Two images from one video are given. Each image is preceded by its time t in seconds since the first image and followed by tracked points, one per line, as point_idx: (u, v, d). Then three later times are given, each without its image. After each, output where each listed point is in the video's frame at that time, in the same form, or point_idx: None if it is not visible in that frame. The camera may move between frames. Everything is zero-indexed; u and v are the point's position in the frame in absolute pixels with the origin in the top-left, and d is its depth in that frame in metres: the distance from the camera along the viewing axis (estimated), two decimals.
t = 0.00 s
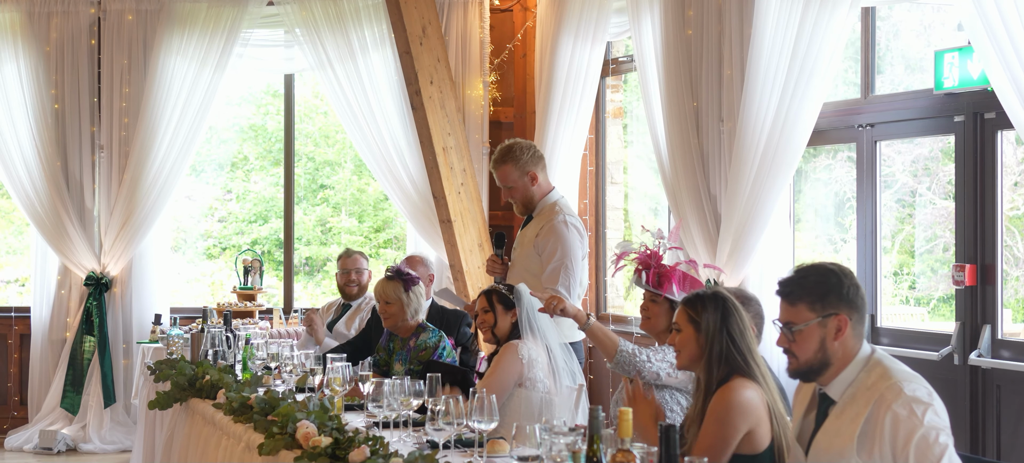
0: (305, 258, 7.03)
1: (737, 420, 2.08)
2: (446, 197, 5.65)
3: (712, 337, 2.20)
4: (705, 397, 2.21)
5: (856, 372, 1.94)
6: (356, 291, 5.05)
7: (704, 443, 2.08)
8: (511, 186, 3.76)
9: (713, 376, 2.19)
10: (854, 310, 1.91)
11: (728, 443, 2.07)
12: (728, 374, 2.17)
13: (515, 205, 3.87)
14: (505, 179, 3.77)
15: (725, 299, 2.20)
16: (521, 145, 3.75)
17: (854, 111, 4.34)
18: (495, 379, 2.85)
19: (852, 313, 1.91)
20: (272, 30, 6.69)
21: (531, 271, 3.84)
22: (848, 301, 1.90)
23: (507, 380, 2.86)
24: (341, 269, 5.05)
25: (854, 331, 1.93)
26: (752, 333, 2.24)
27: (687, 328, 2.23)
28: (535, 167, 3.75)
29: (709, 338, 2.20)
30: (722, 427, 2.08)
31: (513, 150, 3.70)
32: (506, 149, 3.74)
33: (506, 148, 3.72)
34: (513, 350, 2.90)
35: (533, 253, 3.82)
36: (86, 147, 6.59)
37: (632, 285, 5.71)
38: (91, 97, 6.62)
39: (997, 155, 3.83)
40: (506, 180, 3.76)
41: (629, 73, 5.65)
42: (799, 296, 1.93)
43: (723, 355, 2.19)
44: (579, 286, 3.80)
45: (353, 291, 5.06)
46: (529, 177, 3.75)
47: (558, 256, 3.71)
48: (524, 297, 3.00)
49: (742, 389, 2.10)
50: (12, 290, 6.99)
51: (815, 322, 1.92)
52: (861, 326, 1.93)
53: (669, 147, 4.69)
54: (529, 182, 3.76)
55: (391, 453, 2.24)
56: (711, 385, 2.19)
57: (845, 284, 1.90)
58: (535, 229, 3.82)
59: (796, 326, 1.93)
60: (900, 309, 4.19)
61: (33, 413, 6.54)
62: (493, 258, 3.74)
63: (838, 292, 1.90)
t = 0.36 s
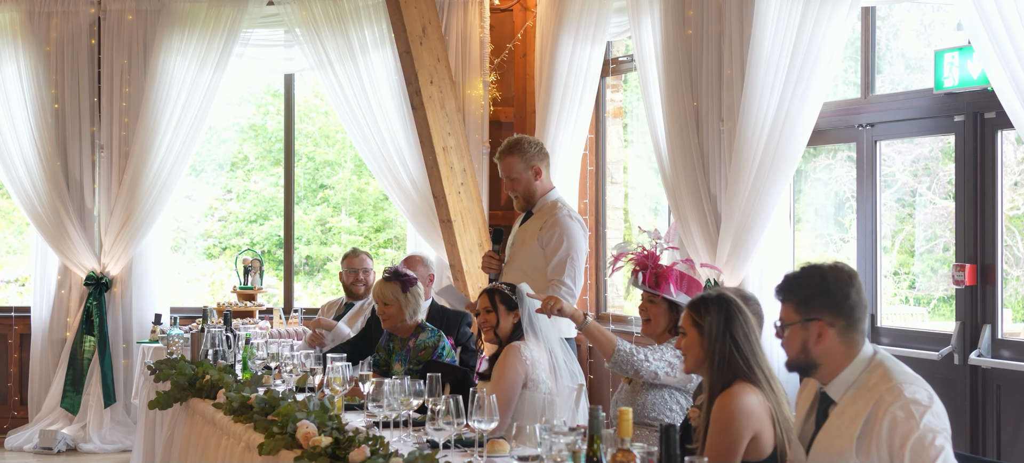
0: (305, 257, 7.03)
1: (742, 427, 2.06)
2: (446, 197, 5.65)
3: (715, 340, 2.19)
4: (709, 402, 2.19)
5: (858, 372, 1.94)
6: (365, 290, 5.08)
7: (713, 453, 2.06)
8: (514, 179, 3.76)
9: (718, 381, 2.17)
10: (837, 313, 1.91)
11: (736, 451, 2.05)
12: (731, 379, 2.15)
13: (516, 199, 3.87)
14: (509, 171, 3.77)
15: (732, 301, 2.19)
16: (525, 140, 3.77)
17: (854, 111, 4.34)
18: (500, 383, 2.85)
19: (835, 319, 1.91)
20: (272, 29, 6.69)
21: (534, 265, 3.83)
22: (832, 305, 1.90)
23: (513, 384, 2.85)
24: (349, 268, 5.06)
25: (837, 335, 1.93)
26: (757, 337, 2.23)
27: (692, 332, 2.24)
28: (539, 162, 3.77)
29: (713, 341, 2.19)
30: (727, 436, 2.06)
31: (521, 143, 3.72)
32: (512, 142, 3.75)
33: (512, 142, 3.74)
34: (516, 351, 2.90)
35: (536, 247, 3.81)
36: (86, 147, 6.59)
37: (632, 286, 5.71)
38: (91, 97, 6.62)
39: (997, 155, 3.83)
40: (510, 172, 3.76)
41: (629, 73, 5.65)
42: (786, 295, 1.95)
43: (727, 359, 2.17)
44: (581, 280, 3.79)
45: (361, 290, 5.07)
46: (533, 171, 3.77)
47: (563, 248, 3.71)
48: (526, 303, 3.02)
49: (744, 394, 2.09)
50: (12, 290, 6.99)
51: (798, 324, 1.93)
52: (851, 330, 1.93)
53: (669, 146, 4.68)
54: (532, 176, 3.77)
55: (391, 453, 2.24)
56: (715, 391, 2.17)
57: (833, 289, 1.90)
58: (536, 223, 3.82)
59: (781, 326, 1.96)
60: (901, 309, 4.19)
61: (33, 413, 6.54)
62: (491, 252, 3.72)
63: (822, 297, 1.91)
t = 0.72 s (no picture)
0: (305, 257, 7.04)
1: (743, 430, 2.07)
2: (446, 197, 5.65)
3: (736, 339, 2.17)
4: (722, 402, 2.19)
5: (857, 372, 1.95)
6: (360, 292, 5.07)
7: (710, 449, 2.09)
8: (504, 175, 3.77)
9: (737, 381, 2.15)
10: (819, 320, 1.92)
11: (733, 452, 2.07)
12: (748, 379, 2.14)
13: (505, 197, 3.87)
14: (498, 169, 3.78)
15: (756, 301, 2.18)
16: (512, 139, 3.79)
17: (854, 111, 4.34)
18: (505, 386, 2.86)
19: (817, 325, 1.93)
20: (272, 29, 6.70)
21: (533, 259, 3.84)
22: (814, 312, 1.92)
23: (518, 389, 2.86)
24: (344, 270, 5.05)
25: (820, 340, 1.94)
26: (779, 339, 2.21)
27: (713, 331, 2.21)
28: (528, 159, 3.78)
29: (734, 341, 2.17)
30: (727, 435, 2.08)
31: (509, 142, 3.73)
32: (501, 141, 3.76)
33: (501, 141, 3.75)
34: (521, 357, 2.90)
35: (535, 240, 3.83)
36: (87, 147, 6.59)
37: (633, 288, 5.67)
38: (91, 97, 6.62)
39: (997, 155, 3.83)
40: (500, 169, 3.77)
41: (629, 73, 5.65)
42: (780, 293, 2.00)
43: (746, 359, 2.16)
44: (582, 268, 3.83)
45: (357, 291, 5.07)
46: (523, 167, 3.78)
47: (563, 241, 3.75)
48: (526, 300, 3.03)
49: (753, 396, 2.09)
50: (12, 290, 6.99)
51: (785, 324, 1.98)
52: (836, 337, 1.93)
53: (669, 146, 4.68)
54: (522, 172, 3.79)
55: (391, 453, 2.24)
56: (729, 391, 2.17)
57: (817, 295, 1.91)
58: (532, 219, 3.84)
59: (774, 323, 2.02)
60: (901, 308, 4.19)
61: (33, 413, 6.54)
62: (485, 253, 3.73)
63: (806, 302, 1.93)
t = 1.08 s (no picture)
0: (305, 257, 7.04)
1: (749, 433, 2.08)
2: (446, 197, 5.65)
3: (751, 342, 2.16)
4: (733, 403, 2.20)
5: (846, 374, 1.94)
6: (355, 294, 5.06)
7: (716, 448, 2.10)
8: (493, 175, 3.78)
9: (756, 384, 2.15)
10: (806, 325, 1.91)
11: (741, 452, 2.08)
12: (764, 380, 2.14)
13: (493, 197, 3.87)
14: (486, 169, 3.79)
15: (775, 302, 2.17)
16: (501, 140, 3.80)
17: (854, 111, 4.34)
18: (506, 385, 2.88)
19: (803, 331, 1.91)
20: (272, 30, 6.70)
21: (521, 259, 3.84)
22: (800, 318, 1.91)
23: (519, 391, 2.86)
24: (337, 273, 5.02)
25: (806, 345, 1.93)
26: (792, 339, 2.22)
27: (729, 332, 2.21)
28: (516, 159, 3.80)
29: (749, 343, 2.17)
30: (735, 435, 2.08)
31: (497, 142, 3.76)
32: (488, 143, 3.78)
33: (489, 141, 3.77)
34: (525, 360, 2.90)
35: (522, 239, 3.83)
36: (86, 148, 6.59)
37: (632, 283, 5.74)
38: (91, 97, 6.62)
39: (997, 155, 3.83)
40: (487, 169, 3.78)
41: (629, 73, 5.65)
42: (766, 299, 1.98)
43: (760, 362, 2.15)
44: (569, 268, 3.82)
45: (353, 293, 5.06)
46: (511, 168, 3.79)
47: (550, 239, 3.75)
48: (523, 298, 2.96)
49: (761, 400, 2.09)
50: (12, 290, 6.99)
51: (772, 330, 1.96)
52: (822, 341, 1.92)
53: (669, 146, 4.68)
54: (510, 172, 3.80)
55: (391, 453, 2.24)
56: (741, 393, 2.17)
57: (803, 302, 1.90)
58: (519, 219, 3.85)
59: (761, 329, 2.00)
60: (900, 308, 4.19)
61: (33, 413, 6.54)
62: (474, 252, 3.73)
63: (792, 309, 1.91)
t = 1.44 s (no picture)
0: (305, 257, 7.04)
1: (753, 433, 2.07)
2: (446, 197, 5.65)
3: (739, 345, 2.19)
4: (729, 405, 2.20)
5: (845, 374, 1.94)
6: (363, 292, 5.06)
7: (717, 451, 2.09)
8: (484, 175, 3.66)
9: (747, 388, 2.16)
10: (804, 324, 1.91)
11: (742, 455, 2.07)
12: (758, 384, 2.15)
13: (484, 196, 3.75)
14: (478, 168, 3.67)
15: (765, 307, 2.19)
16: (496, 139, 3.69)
17: (854, 111, 4.34)
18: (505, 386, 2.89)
19: (802, 330, 1.92)
20: (272, 29, 6.70)
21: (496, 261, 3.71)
22: (799, 318, 1.91)
23: (519, 391, 2.87)
24: (347, 272, 5.04)
25: (806, 345, 1.93)
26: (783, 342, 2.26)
27: (716, 336, 2.22)
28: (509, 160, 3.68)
29: (737, 346, 2.19)
30: (740, 433, 2.08)
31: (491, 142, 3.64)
32: (481, 141, 3.67)
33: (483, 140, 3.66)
34: (522, 359, 2.91)
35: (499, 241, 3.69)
36: (86, 147, 6.59)
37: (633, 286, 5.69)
38: (91, 97, 6.62)
39: (997, 155, 3.83)
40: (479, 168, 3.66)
41: (629, 73, 5.65)
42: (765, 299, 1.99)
43: (752, 366, 2.17)
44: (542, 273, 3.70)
45: (360, 293, 5.07)
46: (504, 168, 3.67)
47: (527, 244, 3.61)
48: (524, 300, 2.97)
49: (764, 402, 2.10)
50: (12, 290, 6.99)
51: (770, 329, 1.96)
52: (822, 341, 1.92)
53: (669, 146, 4.68)
54: (502, 173, 3.67)
55: (391, 453, 2.23)
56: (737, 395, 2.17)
57: (801, 301, 1.90)
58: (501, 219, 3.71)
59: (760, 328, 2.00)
60: (901, 308, 4.18)
61: (33, 413, 6.54)
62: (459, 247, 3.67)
63: (790, 308, 1.92)
